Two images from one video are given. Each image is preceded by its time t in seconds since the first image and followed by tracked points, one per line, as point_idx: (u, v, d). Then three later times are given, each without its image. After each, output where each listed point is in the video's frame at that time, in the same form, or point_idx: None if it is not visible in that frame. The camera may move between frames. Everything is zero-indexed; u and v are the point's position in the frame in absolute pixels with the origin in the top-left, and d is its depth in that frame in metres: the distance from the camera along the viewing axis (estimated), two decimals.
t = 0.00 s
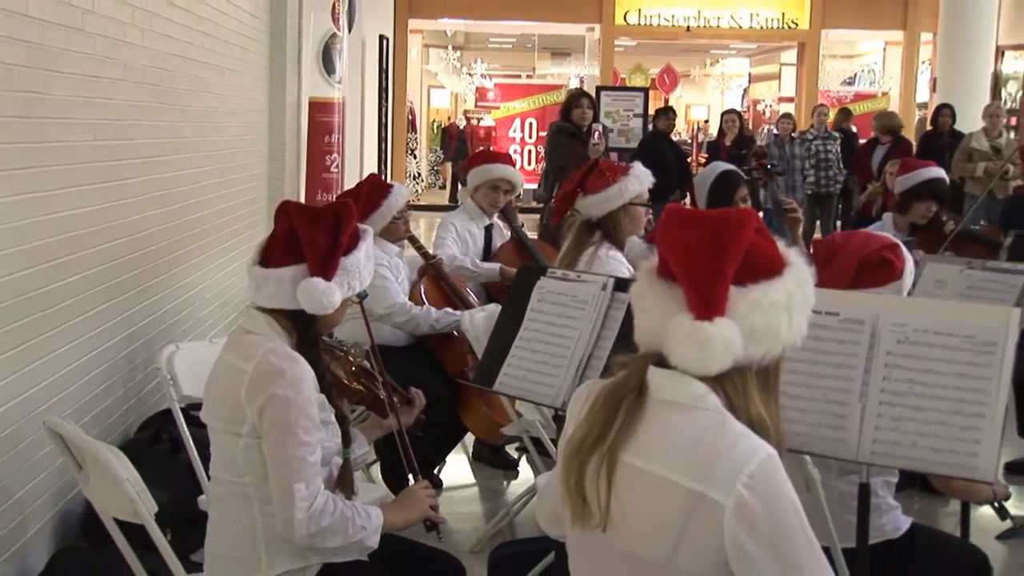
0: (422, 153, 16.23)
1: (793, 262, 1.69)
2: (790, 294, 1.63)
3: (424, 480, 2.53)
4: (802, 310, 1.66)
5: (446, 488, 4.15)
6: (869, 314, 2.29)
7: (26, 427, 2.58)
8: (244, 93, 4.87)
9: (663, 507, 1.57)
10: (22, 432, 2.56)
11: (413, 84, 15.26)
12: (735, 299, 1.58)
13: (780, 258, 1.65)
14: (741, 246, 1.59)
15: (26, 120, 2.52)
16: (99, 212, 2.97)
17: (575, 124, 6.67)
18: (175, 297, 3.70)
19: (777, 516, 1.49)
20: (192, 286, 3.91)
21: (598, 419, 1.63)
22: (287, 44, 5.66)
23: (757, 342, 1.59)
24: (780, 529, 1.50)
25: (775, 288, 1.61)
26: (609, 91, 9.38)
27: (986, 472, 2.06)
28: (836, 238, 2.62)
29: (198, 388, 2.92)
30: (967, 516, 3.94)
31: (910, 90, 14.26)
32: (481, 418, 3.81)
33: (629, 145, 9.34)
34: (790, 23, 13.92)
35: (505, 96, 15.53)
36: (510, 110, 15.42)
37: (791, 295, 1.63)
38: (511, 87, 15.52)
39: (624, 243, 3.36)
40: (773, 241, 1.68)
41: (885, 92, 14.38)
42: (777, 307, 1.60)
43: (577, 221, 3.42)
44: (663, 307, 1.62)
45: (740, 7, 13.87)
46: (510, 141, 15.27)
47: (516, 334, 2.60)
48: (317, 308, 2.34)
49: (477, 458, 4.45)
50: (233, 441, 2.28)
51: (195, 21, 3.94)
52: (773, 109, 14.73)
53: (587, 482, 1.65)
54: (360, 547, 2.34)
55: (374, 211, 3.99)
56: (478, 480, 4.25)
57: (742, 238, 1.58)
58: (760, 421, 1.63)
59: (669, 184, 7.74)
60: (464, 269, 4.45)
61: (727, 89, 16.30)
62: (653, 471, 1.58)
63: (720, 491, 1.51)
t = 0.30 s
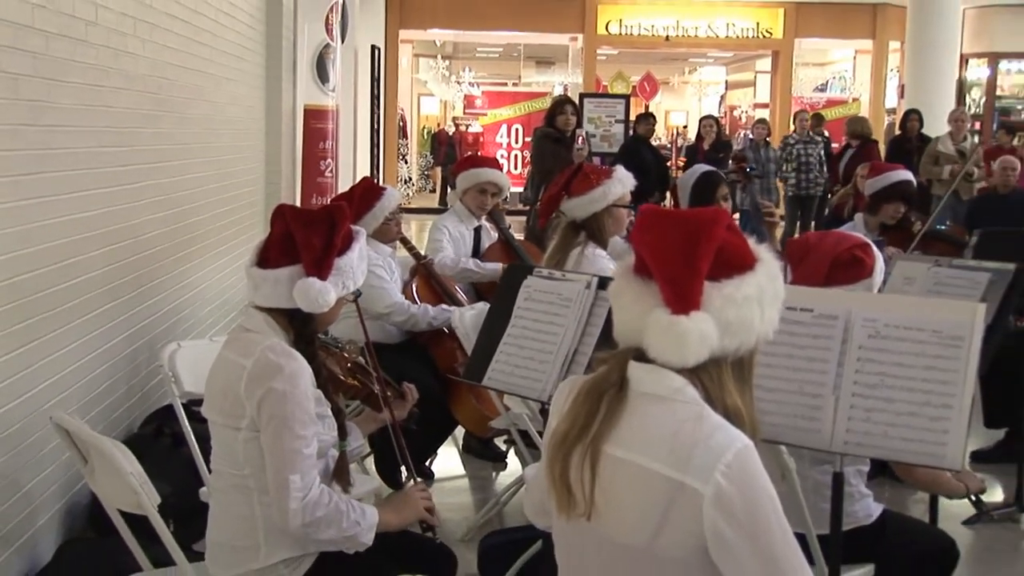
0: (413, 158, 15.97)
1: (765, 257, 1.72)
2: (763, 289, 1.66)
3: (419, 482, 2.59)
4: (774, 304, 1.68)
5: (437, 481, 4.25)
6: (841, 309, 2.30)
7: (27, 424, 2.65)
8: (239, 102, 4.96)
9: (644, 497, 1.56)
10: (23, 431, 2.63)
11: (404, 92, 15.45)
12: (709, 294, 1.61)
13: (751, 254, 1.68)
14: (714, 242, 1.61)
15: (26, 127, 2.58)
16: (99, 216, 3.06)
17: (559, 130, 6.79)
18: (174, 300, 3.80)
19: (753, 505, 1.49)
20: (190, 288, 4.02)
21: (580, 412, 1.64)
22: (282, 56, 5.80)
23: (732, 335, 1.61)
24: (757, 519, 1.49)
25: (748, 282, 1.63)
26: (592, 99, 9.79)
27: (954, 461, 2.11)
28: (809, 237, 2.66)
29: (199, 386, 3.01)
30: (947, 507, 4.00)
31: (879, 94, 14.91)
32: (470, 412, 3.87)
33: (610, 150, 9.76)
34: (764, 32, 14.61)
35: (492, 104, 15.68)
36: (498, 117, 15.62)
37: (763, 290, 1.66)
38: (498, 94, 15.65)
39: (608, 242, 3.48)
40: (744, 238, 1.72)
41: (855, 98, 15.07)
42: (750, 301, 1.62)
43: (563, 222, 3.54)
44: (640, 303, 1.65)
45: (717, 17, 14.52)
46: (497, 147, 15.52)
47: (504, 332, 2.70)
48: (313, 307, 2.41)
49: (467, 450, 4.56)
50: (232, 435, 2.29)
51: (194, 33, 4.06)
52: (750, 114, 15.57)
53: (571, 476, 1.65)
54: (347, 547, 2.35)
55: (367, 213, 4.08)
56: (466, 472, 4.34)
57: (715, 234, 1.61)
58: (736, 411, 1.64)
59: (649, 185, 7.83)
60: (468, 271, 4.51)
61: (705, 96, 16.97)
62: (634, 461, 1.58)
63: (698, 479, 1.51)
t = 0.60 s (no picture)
0: (408, 163, 16.29)
1: (737, 255, 1.73)
2: (736, 286, 1.65)
3: (418, 487, 2.67)
4: (747, 298, 1.68)
5: (431, 473, 4.37)
6: (817, 307, 2.28)
7: (31, 422, 2.73)
8: (241, 109, 5.06)
9: (626, 490, 1.58)
10: (29, 428, 2.72)
11: (400, 98, 15.66)
12: (685, 292, 1.60)
13: (725, 253, 1.68)
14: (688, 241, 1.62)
15: (33, 133, 2.67)
16: (105, 219, 3.17)
17: (549, 135, 6.96)
18: (177, 300, 3.92)
19: (730, 497, 1.51)
20: (194, 288, 4.15)
21: (563, 407, 1.64)
22: (282, 66, 5.94)
23: (708, 330, 1.61)
24: (736, 510, 1.52)
25: (722, 280, 1.63)
26: (580, 105, 9.90)
27: (926, 453, 2.10)
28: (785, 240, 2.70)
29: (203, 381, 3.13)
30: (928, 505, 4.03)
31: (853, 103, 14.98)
32: (462, 406, 3.97)
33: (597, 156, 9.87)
34: (744, 42, 14.74)
35: (485, 111, 15.88)
36: (489, 123, 15.75)
37: (737, 287, 1.65)
38: (490, 102, 15.89)
39: (594, 244, 3.61)
40: (717, 238, 1.72)
41: (831, 105, 15.18)
42: (723, 297, 1.62)
43: (552, 224, 3.67)
44: (619, 301, 1.65)
45: (700, 27, 14.70)
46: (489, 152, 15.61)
47: (496, 328, 2.81)
48: (311, 305, 2.44)
49: (460, 443, 4.68)
50: (233, 429, 2.34)
51: (198, 42, 4.18)
52: (730, 121, 15.61)
53: (556, 469, 1.65)
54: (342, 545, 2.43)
55: (369, 212, 4.21)
56: (459, 464, 4.45)
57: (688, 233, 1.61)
58: (711, 404, 1.64)
59: (634, 189, 7.98)
60: (453, 261, 4.64)
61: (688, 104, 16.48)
62: (617, 455, 1.60)
63: (679, 472, 1.53)
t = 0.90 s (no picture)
0: (399, 169, 16.63)
1: (696, 251, 1.83)
2: (697, 281, 1.75)
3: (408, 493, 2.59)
4: (708, 291, 1.78)
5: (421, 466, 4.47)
6: (787, 307, 2.35)
7: (35, 419, 2.83)
8: (236, 117, 5.14)
9: (600, 483, 1.68)
10: (32, 425, 2.82)
11: (391, 105, 15.83)
12: (646, 290, 1.70)
13: (684, 250, 1.77)
14: (647, 241, 1.71)
15: (36, 142, 2.76)
16: (106, 223, 3.28)
17: (534, 143, 7.11)
18: (175, 302, 4.03)
19: (697, 488, 1.60)
20: (192, 292, 4.26)
21: (539, 405, 1.75)
22: (278, 76, 6.07)
23: (671, 326, 1.71)
24: (703, 500, 1.60)
25: (682, 277, 1.73)
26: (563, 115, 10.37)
27: (890, 446, 2.18)
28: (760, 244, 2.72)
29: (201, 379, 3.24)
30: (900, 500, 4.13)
31: (826, 116, 15.29)
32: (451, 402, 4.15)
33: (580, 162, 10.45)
34: (722, 54, 14.93)
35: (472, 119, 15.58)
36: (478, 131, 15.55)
37: (697, 282, 1.75)
38: (478, 109, 15.60)
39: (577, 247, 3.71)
40: (676, 236, 1.82)
41: (804, 114, 15.45)
42: (684, 293, 1.72)
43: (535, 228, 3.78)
44: (585, 301, 1.74)
45: (679, 40, 14.91)
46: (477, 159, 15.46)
47: (481, 328, 2.92)
48: (304, 308, 2.46)
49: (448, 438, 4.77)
50: (228, 427, 2.36)
51: (196, 54, 4.29)
52: (708, 129, 15.77)
53: (534, 464, 1.76)
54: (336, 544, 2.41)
55: (364, 216, 4.33)
56: (448, 458, 4.56)
57: (647, 234, 1.70)
58: (679, 396, 1.75)
59: (616, 195, 8.11)
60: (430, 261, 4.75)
61: (669, 112, 16.46)
62: (591, 451, 1.70)
63: (648, 465, 1.63)
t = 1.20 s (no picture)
0: (384, 177, 16.75)
1: (650, 251, 1.95)
2: (651, 278, 1.87)
3: (389, 499, 2.59)
4: (663, 287, 1.90)
5: (402, 462, 4.57)
6: (749, 308, 2.44)
7: (30, 417, 2.93)
8: (224, 128, 5.24)
9: (568, 477, 1.79)
10: (27, 425, 2.91)
11: (376, 116, 16.13)
12: (604, 290, 1.81)
13: (638, 249, 1.89)
14: (602, 243, 1.83)
15: (31, 152, 2.86)
16: (98, 230, 3.39)
17: (512, 152, 7.28)
18: (165, 308, 4.14)
19: (661, 477, 1.72)
20: (181, 297, 4.38)
21: (506, 405, 1.86)
22: (264, 86, 6.20)
23: (629, 323, 1.83)
24: (666, 488, 1.71)
25: (637, 276, 1.85)
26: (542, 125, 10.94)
27: (848, 440, 2.26)
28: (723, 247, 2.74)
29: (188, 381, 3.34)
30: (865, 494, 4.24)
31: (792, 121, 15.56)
32: (431, 401, 4.24)
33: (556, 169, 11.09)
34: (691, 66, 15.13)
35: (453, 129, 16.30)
36: (459, 140, 16.29)
37: (651, 279, 1.87)
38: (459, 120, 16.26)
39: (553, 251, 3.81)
40: (630, 236, 1.94)
41: (771, 123, 15.74)
42: (640, 290, 1.84)
43: (511, 234, 3.89)
44: (548, 303, 1.85)
45: (650, 51, 15.08)
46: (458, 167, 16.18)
47: (459, 329, 3.02)
48: (287, 311, 2.41)
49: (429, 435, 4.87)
50: (212, 426, 2.36)
51: (185, 67, 4.42)
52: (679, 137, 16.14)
53: (503, 462, 1.86)
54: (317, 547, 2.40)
55: (348, 220, 4.45)
56: (429, 455, 4.67)
57: (602, 236, 1.82)
58: (638, 391, 1.87)
59: (590, 201, 8.29)
60: (415, 275, 4.86)
61: (642, 121, 17.07)
62: (558, 447, 1.81)
63: (614, 458, 1.74)
